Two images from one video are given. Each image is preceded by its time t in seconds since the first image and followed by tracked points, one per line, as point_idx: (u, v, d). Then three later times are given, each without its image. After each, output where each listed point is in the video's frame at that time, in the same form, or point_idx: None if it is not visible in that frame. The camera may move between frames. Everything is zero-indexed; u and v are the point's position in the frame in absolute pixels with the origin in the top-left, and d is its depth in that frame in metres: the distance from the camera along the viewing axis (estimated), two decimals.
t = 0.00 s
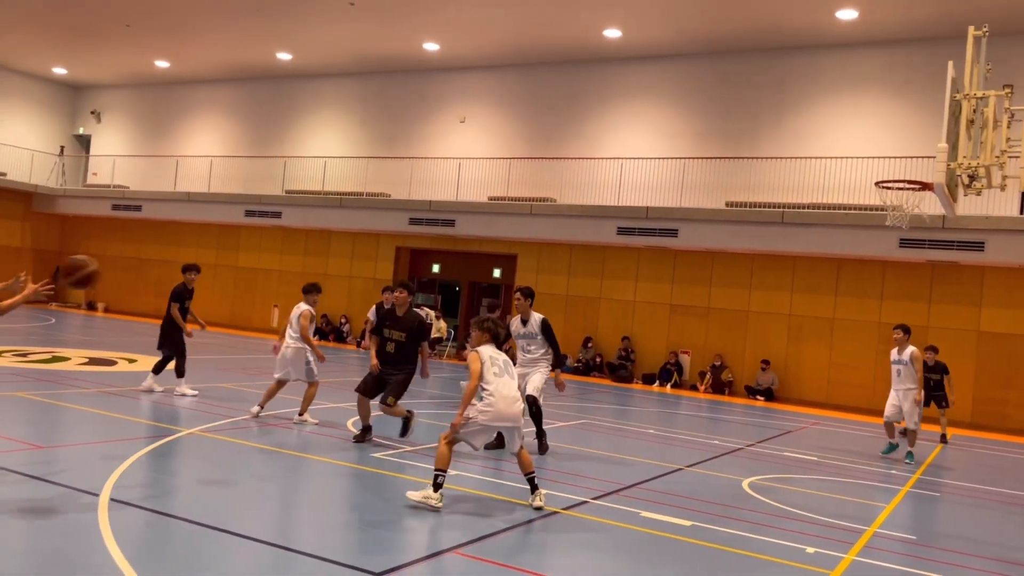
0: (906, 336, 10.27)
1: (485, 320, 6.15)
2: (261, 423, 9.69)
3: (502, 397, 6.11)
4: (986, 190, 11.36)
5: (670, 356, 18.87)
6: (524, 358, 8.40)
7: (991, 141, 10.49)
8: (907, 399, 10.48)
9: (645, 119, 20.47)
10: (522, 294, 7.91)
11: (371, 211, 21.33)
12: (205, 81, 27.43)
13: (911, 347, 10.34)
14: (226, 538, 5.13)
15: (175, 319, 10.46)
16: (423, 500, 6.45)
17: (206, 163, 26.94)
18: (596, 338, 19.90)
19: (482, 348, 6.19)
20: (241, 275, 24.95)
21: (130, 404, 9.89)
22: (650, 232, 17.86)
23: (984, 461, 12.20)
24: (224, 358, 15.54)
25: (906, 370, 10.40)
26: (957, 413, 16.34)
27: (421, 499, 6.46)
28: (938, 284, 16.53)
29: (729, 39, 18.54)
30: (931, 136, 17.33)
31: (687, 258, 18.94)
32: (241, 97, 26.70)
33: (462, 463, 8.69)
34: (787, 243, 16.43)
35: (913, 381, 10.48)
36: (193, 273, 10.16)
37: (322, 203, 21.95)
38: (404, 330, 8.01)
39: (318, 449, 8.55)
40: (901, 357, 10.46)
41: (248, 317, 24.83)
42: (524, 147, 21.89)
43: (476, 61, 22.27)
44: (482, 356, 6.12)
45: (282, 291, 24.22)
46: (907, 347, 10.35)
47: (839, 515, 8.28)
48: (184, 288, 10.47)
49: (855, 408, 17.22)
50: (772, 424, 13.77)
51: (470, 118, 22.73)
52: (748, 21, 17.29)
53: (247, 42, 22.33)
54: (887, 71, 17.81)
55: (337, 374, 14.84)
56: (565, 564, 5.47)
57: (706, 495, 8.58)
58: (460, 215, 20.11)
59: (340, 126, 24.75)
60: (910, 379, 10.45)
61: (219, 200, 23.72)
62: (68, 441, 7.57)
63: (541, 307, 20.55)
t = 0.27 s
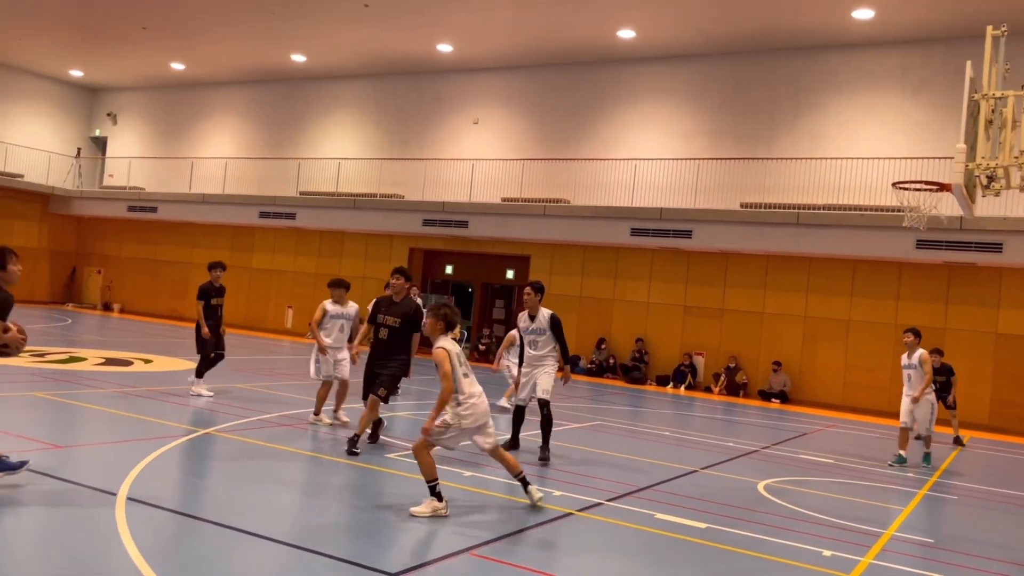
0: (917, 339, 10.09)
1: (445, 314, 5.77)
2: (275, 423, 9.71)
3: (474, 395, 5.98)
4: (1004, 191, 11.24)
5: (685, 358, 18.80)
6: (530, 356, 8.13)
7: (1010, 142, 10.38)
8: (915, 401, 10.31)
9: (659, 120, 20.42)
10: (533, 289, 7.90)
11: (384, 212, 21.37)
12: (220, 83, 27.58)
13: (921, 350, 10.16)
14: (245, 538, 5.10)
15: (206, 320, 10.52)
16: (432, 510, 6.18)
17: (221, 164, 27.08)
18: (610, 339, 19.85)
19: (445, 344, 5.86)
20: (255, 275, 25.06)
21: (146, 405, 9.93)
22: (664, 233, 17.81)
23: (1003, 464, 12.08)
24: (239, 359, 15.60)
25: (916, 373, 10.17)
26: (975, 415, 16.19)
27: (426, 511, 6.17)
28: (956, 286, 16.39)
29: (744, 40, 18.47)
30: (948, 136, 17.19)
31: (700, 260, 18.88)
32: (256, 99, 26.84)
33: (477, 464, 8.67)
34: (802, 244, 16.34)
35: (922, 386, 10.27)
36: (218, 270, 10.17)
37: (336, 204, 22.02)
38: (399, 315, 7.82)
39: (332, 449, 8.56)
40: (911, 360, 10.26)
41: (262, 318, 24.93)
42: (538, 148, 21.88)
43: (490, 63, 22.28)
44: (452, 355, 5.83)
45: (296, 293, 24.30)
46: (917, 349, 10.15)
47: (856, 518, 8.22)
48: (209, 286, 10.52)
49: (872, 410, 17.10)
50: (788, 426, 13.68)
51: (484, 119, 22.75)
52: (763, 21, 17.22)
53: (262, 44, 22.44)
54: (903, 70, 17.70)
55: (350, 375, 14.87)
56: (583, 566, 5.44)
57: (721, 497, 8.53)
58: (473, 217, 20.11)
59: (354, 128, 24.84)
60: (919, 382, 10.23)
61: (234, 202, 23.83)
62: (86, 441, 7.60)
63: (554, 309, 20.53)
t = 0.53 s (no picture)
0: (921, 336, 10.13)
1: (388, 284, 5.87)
2: (283, 424, 9.75)
3: (412, 371, 5.87)
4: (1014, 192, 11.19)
5: (692, 359, 18.78)
6: (541, 356, 8.10)
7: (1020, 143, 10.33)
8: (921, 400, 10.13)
9: (666, 120, 20.41)
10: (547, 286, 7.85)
11: (392, 213, 21.42)
12: (229, 84, 27.68)
13: (927, 348, 10.09)
14: (253, 539, 5.12)
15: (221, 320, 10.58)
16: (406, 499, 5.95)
17: (230, 166, 27.18)
18: (618, 341, 19.84)
19: (388, 315, 5.90)
20: (264, 276, 25.15)
21: (156, 405, 9.99)
22: (672, 234, 17.80)
23: (1012, 466, 12.02)
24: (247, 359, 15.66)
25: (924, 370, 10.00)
26: (984, 417, 16.12)
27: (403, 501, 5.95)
28: (965, 287, 16.33)
29: (752, 40, 18.45)
30: (958, 137, 17.13)
31: (708, 260, 18.85)
32: (265, 100, 26.92)
33: (484, 465, 8.69)
34: (810, 245, 16.32)
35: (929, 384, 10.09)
36: (241, 273, 10.20)
37: (344, 205, 22.08)
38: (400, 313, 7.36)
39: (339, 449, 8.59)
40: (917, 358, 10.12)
41: (270, 318, 25.02)
42: (546, 149, 21.88)
43: (497, 64, 22.30)
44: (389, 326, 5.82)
45: (304, 293, 24.37)
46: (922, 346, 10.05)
47: (863, 519, 8.20)
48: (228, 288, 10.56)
49: (880, 412, 17.05)
50: (795, 428, 13.66)
51: (492, 120, 22.78)
52: (772, 22, 17.20)
53: (270, 46, 22.51)
54: (912, 71, 17.65)
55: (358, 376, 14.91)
56: (588, 566, 5.44)
57: (729, 499, 8.53)
58: (481, 218, 20.14)
59: (362, 130, 24.88)
60: (926, 380, 10.05)
61: (242, 203, 23.91)
62: (95, 441, 7.66)
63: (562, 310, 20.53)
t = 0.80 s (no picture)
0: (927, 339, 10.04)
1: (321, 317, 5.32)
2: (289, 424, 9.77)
3: (348, 405, 5.44)
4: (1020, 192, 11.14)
5: (698, 359, 18.76)
6: (546, 356, 8.10)
7: None
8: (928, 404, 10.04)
9: (672, 121, 20.39)
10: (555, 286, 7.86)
11: (398, 214, 21.44)
12: (234, 85, 27.74)
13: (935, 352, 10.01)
14: (258, 539, 5.12)
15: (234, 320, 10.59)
16: (241, 516, 5.44)
17: (236, 166, 27.23)
18: (623, 341, 19.83)
19: (320, 348, 5.35)
20: (269, 276, 25.19)
21: (161, 405, 10.02)
22: (677, 235, 17.78)
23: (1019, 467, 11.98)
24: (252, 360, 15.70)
25: (930, 374, 9.92)
26: (991, 418, 16.06)
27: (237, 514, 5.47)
28: (971, 287, 16.27)
29: (757, 40, 18.42)
30: (964, 137, 17.08)
31: (714, 261, 18.82)
32: (270, 101, 26.97)
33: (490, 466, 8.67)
34: (815, 246, 16.29)
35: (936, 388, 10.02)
36: (254, 274, 10.20)
37: (349, 206, 22.11)
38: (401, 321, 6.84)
39: (344, 448, 8.61)
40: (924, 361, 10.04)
41: (276, 318, 25.06)
42: (552, 149, 21.88)
43: (502, 64, 22.31)
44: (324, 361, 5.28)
45: (309, 294, 24.40)
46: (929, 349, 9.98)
47: (870, 521, 8.18)
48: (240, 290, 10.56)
49: (886, 413, 17.01)
50: (801, 428, 13.64)
51: (497, 120, 22.79)
52: (777, 22, 17.17)
53: (275, 46, 22.55)
54: (918, 71, 17.60)
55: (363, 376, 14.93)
56: (592, 567, 5.43)
57: (735, 500, 8.51)
58: (486, 218, 20.15)
59: (367, 130, 24.91)
60: (932, 383, 9.97)
61: (248, 203, 23.95)
62: (101, 441, 7.68)
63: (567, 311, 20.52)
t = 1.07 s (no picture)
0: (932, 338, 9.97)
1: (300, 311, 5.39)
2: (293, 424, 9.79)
3: (338, 391, 5.48)
4: None
5: (701, 359, 18.75)
6: (546, 356, 8.11)
7: None
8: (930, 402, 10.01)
9: (675, 120, 20.37)
10: (553, 285, 7.83)
11: (401, 214, 21.45)
12: (238, 85, 27.78)
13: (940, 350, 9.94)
14: (262, 539, 5.13)
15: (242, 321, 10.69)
16: (245, 516, 5.45)
17: (239, 167, 27.26)
18: (626, 341, 19.82)
19: (304, 339, 5.44)
20: (273, 276, 25.21)
21: (166, 405, 10.05)
22: (681, 234, 17.77)
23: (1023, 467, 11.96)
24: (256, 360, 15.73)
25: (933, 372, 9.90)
26: (995, 418, 16.03)
27: (243, 514, 5.47)
28: (975, 287, 16.25)
29: (761, 40, 18.42)
30: (968, 136, 17.05)
31: (717, 261, 18.81)
32: (274, 101, 27.01)
33: (494, 466, 8.68)
34: (819, 246, 16.28)
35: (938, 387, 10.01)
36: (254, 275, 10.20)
37: (353, 206, 22.13)
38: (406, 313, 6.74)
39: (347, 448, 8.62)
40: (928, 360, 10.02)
41: (279, 318, 25.09)
42: (555, 149, 21.88)
43: (506, 64, 22.32)
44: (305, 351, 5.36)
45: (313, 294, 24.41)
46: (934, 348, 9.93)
47: (873, 521, 8.18)
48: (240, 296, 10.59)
49: (890, 412, 16.99)
50: (805, 428, 13.63)
51: (500, 121, 22.80)
52: (781, 22, 17.16)
53: (279, 47, 22.58)
54: (922, 70, 17.57)
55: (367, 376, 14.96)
56: (595, 567, 5.44)
57: (738, 500, 8.51)
58: (489, 218, 20.16)
59: (371, 130, 24.93)
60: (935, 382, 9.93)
61: (252, 203, 23.99)
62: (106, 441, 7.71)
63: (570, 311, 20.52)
